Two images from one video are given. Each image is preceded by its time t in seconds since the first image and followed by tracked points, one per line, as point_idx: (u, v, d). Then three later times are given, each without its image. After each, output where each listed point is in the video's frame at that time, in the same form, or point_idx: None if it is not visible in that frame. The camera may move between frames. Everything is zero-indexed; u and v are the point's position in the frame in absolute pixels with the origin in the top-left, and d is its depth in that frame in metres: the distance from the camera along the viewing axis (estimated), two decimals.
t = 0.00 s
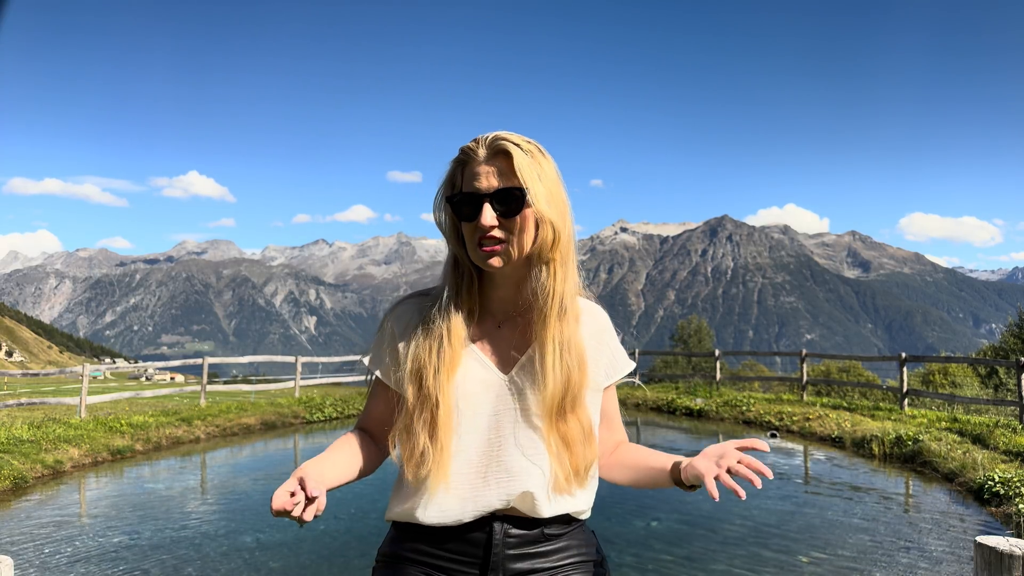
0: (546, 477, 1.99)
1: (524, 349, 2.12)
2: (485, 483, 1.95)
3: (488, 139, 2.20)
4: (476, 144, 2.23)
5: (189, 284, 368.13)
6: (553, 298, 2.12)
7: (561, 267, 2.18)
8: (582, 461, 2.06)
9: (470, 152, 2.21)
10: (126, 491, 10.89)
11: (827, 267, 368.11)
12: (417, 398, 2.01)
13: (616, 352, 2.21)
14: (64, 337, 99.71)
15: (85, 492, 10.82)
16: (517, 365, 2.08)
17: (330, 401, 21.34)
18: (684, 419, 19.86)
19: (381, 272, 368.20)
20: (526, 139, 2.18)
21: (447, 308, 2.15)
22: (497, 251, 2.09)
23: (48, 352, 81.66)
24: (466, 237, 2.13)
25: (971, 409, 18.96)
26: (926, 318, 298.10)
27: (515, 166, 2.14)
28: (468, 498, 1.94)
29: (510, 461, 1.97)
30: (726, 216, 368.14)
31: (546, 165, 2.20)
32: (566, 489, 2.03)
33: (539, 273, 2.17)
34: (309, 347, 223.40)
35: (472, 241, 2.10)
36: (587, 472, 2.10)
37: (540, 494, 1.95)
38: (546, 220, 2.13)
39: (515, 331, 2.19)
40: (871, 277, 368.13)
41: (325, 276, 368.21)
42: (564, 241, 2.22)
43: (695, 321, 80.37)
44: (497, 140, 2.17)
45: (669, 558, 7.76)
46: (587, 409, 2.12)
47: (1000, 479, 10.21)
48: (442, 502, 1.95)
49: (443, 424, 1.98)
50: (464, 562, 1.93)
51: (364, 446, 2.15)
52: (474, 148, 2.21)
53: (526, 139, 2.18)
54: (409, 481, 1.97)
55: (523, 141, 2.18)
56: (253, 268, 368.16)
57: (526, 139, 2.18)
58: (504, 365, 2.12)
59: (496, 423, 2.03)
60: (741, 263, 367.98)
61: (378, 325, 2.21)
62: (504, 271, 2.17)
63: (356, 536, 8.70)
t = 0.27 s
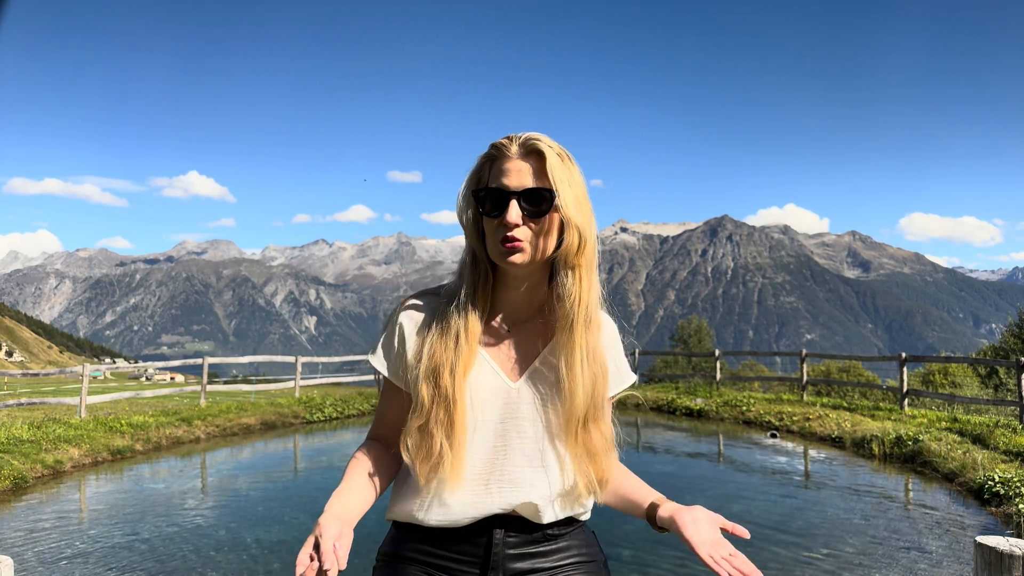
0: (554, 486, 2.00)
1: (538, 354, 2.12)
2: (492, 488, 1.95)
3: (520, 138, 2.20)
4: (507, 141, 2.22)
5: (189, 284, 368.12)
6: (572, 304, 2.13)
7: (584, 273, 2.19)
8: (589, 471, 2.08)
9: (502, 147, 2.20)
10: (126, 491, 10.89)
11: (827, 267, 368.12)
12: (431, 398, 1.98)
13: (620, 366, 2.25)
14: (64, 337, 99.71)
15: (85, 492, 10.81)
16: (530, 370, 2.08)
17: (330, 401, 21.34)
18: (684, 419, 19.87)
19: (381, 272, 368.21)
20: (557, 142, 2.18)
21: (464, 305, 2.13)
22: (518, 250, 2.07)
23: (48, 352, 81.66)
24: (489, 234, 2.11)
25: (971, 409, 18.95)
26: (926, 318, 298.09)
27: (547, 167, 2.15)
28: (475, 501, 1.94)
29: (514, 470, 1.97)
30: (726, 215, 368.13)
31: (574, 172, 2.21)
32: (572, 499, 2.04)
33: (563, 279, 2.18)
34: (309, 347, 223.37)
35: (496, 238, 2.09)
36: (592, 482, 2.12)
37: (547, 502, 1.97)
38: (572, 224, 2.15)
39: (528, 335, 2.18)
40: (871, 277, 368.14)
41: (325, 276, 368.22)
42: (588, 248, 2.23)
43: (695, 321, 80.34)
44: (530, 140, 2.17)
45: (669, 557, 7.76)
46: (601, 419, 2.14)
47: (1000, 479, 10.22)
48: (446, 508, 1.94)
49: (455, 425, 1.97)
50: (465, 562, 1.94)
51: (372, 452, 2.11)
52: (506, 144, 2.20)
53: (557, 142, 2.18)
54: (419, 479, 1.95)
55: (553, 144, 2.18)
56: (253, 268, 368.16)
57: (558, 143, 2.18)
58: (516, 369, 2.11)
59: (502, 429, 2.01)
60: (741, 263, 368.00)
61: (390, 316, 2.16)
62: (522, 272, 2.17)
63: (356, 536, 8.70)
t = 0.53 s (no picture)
0: (554, 486, 2.01)
1: (538, 352, 2.13)
2: (493, 488, 1.94)
3: (528, 137, 2.24)
4: (515, 139, 2.24)
5: (190, 284, 368.14)
6: (575, 304, 2.17)
7: (586, 275, 2.23)
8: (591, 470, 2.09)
9: (509, 144, 2.22)
10: (126, 491, 10.89)
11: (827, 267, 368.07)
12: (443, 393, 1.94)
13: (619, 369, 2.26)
14: (64, 337, 99.70)
15: (85, 492, 10.82)
16: (529, 369, 2.08)
17: (330, 401, 21.35)
18: (684, 420, 19.87)
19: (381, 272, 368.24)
20: (563, 145, 2.22)
21: (467, 302, 2.12)
22: (518, 246, 2.08)
23: (48, 352, 81.68)
24: (491, 229, 2.12)
25: (971, 409, 18.94)
26: (926, 318, 298.00)
27: (553, 169, 2.19)
28: (479, 500, 1.93)
29: (512, 472, 1.96)
30: (726, 216, 368.15)
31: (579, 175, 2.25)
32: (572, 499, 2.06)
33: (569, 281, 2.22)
34: (309, 347, 223.30)
35: (498, 234, 2.09)
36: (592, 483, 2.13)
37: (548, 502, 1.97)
38: (575, 225, 2.20)
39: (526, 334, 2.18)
40: (872, 277, 368.11)
41: (325, 276, 368.24)
42: (590, 251, 2.26)
43: (695, 321, 80.37)
44: (537, 141, 2.21)
45: (669, 558, 7.76)
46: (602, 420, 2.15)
47: (1000, 479, 10.21)
48: (447, 507, 1.94)
49: (456, 423, 1.94)
50: (466, 562, 1.94)
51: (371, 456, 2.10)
52: (513, 142, 2.23)
53: (563, 146, 2.23)
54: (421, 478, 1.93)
55: (559, 147, 2.22)
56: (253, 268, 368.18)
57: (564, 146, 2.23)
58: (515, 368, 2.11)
59: (500, 431, 2.00)
60: (741, 263, 368.01)
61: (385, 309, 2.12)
62: (523, 270, 2.17)
63: (356, 535, 8.70)
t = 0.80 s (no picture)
0: (544, 485, 2.00)
1: (521, 352, 2.12)
2: (483, 487, 1.94)
3: (506, 138, 2.24)
4: (493, 138, 2.24)
5: (189, 284, 368.12)
6: (555, 304, 2.15)
7: (566, 277, 2.21)
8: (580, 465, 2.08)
9: (487, 145, 2.23)
10: (126, 491, 10.89)
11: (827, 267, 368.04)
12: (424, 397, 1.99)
13: (609, 362, 2.19)
14: (64, 337, 99.67)
15: (85, 492, 10.82)
16: (512, 368, 2.08)
17: (330, 401, 21.35)
18: (684, 419, 19.87)
19: (381, 272, 368.23)
20: (541, 144, 2.22)
21: (450, 304, 2.14)
22: (494, 248, 2.08)
23: (48, 352, 81.67)
24: (469, 231, 2.12)
25: (972, 409, 18.94)
26: (926, 318, 297.96)
27: (531, 169, 2.19)
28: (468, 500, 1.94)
29: (500, 470, 1.96)
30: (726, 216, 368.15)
31: (558, 174, 2.24)
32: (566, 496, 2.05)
33: (547, 280, 2.21)
34: (309, 347, 223.25)
35: (475, 235, 2.10)
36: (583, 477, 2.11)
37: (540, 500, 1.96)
38: (552, 225, 2.18)
39: (511, 334, 2.19)
40: (872, 277, 368.10)
41: (325, 276, 368.25)
42: (569, 251, 2.26)
43: (695, 321, 80.41)
44: (515, 141, 2.21)
45: (669, 557, 7.76)
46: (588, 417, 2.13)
47: (1000, 479, 10.21)
48: (438, 506, 1.95)
49: (442, 424, 1.96)
50: (462, 562, 1.94)
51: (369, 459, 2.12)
52: (491, 142, 2.23)
53: (541, 145, 2.22)
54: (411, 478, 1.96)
55: (538, 146, 2.22)
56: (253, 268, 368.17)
57: (542, 145, 2.22)
58: (500, 368, 2.11)
59: (487, 430, 2.01)
60: (741, 263, 368.03)
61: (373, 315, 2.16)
62: (503, 271, 2.17)
63: (356, 536, 8.70)
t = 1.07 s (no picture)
0: (537, 481, 1.98)
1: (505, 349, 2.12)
2: (473, 487, 1.94)
3: (478, 136, 2.23)
4: (466, 138, 2.25)
5: (190, 284, 368.14)
6: (535, 299, 2.13)
7: (541, 272, 2.19)
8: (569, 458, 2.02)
9: (460, 144, 2.23)
10: (126, 491, 10.90)
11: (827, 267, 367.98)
12: (412, 399, 2.01)
13: (601, 349, 2.14)
14: (64, 337, 99.66)
15: (85, 492, 10.82)
16: (498, 365, 2.08)
17: (330, 402, 21.35)
18: (684, 420, 19.86)
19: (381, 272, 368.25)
20: (514, 140, 2.22)
21: (433, 305, 2.15)
22: (475, 248, 2.10)
23: (48, 352, 81.68)
24: (448, 232, 2.13)
25: (972, 409, 18.94)
26: (926, 318, 297.89)
27: (505, 166, 2.19)
28: (456, 500, 1.94)
29: (493, 467, 1.95)
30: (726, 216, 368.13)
31: (533, 170, 2.24)
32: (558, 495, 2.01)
33: (517, 279, 2.18)
34: (309, 347, 223.21)
35: (454, 236, 2.11)
36: (574, 471, 2.06)
37: (531, 497, 1.94)
38: (528, 222, 2.16)
39: (496, 331, 2.19)
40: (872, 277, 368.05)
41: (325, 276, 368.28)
42: (545, 246, 2.24)
43: (695, 321, 80.43)
44: (487, 139, 2.21)
45: (668, 558, 7.76)
46: (570, 408, 2.08)
47: (1001, 479, 10.22)
48: (432, 508, 1.95)
49: (431, 424, 1.98)
50: (462, 564, 1.94)
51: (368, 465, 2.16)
52: (464, 142, 2.23)
53: (514, 141, 2.22)
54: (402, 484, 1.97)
55: (511, 142, 2.22)
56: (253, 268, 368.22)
57: (515, 140, 2.22)
58: (487, 366, 2.12)
59: (478, 427, 2.01)
60: (741, 263, 367.97)
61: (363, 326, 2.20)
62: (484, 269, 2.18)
63: (356, 536, 8.70)
